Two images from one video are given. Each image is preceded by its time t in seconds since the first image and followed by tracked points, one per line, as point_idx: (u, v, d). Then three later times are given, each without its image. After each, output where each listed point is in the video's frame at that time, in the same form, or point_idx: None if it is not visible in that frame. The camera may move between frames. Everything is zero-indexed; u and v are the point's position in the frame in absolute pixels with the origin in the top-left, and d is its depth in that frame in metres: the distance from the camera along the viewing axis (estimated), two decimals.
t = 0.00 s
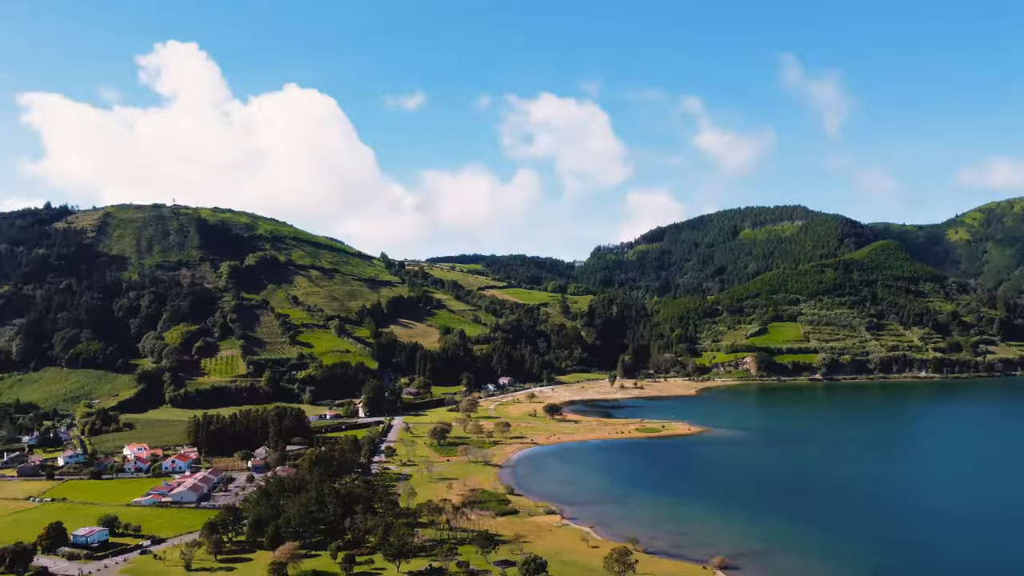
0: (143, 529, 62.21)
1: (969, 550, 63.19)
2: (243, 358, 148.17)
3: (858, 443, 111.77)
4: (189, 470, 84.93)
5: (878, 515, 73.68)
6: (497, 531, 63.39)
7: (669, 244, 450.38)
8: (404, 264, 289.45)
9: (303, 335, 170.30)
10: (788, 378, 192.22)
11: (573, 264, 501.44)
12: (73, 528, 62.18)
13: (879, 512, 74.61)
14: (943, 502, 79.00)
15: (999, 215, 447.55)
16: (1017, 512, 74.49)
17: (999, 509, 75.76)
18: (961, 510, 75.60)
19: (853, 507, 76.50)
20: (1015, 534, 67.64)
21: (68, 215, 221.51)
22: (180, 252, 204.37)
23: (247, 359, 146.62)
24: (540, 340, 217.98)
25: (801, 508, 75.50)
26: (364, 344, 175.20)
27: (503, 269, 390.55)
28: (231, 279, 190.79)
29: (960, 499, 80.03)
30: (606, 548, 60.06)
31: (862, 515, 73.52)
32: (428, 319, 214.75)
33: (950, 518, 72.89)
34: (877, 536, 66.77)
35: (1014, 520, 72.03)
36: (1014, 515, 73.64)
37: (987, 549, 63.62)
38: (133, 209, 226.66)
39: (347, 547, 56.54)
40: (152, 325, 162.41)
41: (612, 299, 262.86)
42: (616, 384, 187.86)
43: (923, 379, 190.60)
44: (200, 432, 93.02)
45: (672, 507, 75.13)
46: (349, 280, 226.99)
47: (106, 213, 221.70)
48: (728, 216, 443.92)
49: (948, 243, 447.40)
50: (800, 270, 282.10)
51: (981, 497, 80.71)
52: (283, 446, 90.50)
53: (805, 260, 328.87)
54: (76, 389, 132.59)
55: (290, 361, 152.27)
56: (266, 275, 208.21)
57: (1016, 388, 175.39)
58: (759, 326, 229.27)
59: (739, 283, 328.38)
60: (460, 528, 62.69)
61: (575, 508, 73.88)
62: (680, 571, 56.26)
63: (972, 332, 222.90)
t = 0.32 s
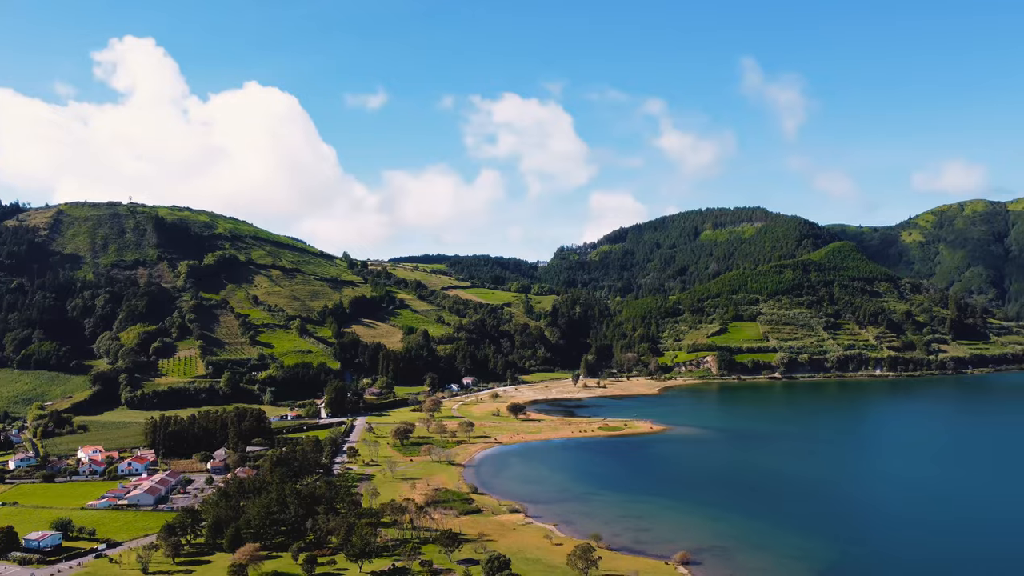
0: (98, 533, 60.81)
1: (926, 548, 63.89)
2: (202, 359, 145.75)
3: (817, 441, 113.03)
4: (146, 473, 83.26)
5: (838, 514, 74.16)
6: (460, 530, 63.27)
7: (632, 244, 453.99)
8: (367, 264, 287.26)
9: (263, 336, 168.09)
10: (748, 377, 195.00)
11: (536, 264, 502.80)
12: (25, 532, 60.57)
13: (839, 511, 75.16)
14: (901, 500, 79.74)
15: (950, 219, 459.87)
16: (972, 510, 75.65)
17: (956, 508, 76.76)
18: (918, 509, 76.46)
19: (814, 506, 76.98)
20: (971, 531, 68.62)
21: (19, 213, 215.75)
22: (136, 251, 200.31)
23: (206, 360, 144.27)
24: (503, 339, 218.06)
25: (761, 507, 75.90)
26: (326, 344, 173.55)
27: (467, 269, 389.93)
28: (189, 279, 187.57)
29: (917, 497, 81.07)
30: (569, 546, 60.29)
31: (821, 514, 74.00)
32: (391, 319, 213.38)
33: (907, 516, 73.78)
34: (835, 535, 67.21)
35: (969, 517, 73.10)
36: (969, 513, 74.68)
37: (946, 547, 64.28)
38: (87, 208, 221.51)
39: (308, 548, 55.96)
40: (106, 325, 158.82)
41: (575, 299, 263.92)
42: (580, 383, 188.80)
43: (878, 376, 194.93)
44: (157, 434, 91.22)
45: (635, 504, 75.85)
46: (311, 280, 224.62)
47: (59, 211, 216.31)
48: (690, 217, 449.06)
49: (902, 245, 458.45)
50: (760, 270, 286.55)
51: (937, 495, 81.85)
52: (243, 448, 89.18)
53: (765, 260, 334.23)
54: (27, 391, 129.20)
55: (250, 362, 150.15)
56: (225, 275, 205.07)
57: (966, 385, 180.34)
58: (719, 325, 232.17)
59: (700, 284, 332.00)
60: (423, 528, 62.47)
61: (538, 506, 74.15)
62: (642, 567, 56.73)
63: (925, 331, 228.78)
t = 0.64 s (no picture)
0: (43, 538, 59.12)
1: (883, 545, 64.28)
2: (152, 360, 142.58)
3: (773, 439, 114.04)
4: (93, 476, 81.22)
5: (796, 512, 74.34)
6: (417, 529, 63.02)
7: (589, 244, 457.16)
8: (322, 264, 284.19)
9: (216, 336, 165.13)
10: (703, 376, 197.74)
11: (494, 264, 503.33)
12: None
13: (797, 509, 75.46)
14: (857, 498, 80.26)
15: (897, 221, 473.01)
16: (927, 507, 76.37)
17: (911, 504, 77.45)
18: (873, 506, 77.05)
19: (772, 504, 77.20)
20: (925, 528, 69.18)
21: None
22: (83, 250, 195.10)
23: (157, 361, 141.17)
24: (461, 339, 217.65)
25: (719, 505, 75.96)
26: (281, 344, 171.29)
27: (424, 269, 388.28)
28: (139, 279, 183.36)
29: (872, 494, 81.68)
30: (527, 544, 60.48)
31: (779, 513, 74.07)
32: (347, 319, 211.34)
33: (863, 514, 74.13)
34: (794, 534, 67.27)
35: (923, 514, 73.84)
36: (923, 509, 75.39)
37: (900, 544, 64.69)
38: (31, 205, 214.98)
39: (263, 551, 55.18)
40: (51, 326, 154.38)
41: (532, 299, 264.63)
42: (537, 383, 189.42)
43: (828, 375, 199.47)
44: (106, 437, 88.92)
45: (592, 501, 76.43)
46: (265, 280, 221.28)
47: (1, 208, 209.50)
48: (646, 218, 454.01)
49: (851, 247, 469.99)
50: (714, 271, 291.09)
51: (892, 492, 82.82)
52: (195, 450, 87.47)
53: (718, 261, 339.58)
54: None
55: (203, 363, 147.32)
56: (176, 274, 200.97)
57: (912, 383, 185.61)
58: (674, 325, 235.10)
59: (655, 284, 335.64)
60: (380, 528, 62.14)
61: (495, 505, 74.25)
62: (599, 564, 57.16)
63: (872, 330, 235.00)
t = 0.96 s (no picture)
0: None
1: (847, 546, 63.71)
2: (96, 362, 138.68)
3: (726, 438, 114.57)
4: (33, 481, 78.69)
5: (756, 513, 73.83)
6: (370, 530, 62.48)
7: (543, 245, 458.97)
8: (273, 263, 279.82)
9: (163, 337, 161.43)
10: (655, 375, 200.04)
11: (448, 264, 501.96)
12: None
13: (756, 510, 75.08)
14: (816, 497, 80.20)
15: (842, 224, 485.56)
16: (885, 505, 76.58)
17: (868, 503, 77.73)
18: (833, 504, 77.07)
19: (733, 505, 76.69)
20: (884, 527, 69.06)
21: None
22: (23, 248, 188.90)
23: (100, 363, 137.36)
24: (415, 339, 216.52)
25: (678, 506, 75.63)
26: (231, 345, 168.31)
27: (377, 269, 385.15)
28: (82, 278, 178.25)
29: (829, 494, 81.64)
30: (481, 542, 60.45)
31: (731, 508, 75.19)
32: (299, 320, 208.51)
33: (822, 513, 74.01)
34: (760, 536, 66.25)
35: (881, 512, 74.08)
36: (879, 508, 75.69)
37: (861, 543, 64.39)
38: None
39: (211, 554, 54.15)
40: None
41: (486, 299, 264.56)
42: (491, 383, 189.48)
43: (776, 373, 203.86)
44: (46, 441, 86.24)
45: (546, 499, 76.70)
46: (214, 280, 217.06)
47: None
48: (600, 219, 457.93)
49: (798, 248, 480.75)
50: (666, 271, 294.98)
51: (847, 490, 83.14)
52: (140, 453, 85.39)
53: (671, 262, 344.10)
54: None
55: (149, 364, 143.88)
56: (121, 274, 195.91)
57: (857, 380, 190.57)
58: (627, 324, 237.39)
59: (609, 284, 338.52)
60: (332, 529, 61.49)
61: (449, 504, 74.01)
62: (553, 561, 57.41)
63: (819, 330, 240.91)
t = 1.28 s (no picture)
0: None
1: (809, 547, 63.19)
2: (36, 363, 134.31)
3: (684, 437, 114.70)
4: None
5: (719, 513, 73.17)
6: (322, 531, 61.82)
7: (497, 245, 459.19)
8: (222, 263, 274.58)
9: (107, 338, 157.16)
10: (609, 374, 201.75)
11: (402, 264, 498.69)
12: None
13: (717, 510, 74.49)
14: (777, 496, 79.82)
15: (789, 225, 496.77)
16: (845, 505, 76.44)
17: (828, 502, 77.57)
18: (793, 503, 76.85)
19: (694, 505, 76.10)
20: (845, 527, 68.85)
21: None
22: None
23: (41, 364, 133.06)
24: (368, 340, 214.76)
25: (633, 502, 76.15)
26: (179, 346, 164.79)
27: (330, 269, 380.76)
28: (21, 277, 172.57)
29: (790, 493, 81.37)
30: (434, 541, 60.14)
31: (686, 505, 75.95)
32: (249, 320, 205.04)
33: (784, 512, 73.68)
34: (723, 537, 65.56)
35: (841, 511, 74.04)
36: (838, 507, 75.68)
37: (823, 544, 64.01)
38: None
39: (158, 558, 52.97)
40: None
41: (440, 299, 263.75)
42: (445, 383, 188.94)
43: (726, 371, 207.55)
44: None
45: (499, 498, 76.76)
46: (161, 279, 212.20)
47: None
48: (554, 219, 460.52)
49: (747, 249, 489.87)
50: (619, 271, 297.93)
51: (807, 489, 82.99)
52: (83, 456, 83.02)
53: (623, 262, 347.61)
54: None
55: (92, 365, 139.92)
56: (63, 273, 190.15)
57: (804, 378, 195.03)
58: (581, 324, 239.03)
59: (563, 284, 340.43)
60: (282, 531, 60.68)
61: (402, 504, 73.57)
62: (507, 558, 57.45)
63: (767, 329, 246.03)
